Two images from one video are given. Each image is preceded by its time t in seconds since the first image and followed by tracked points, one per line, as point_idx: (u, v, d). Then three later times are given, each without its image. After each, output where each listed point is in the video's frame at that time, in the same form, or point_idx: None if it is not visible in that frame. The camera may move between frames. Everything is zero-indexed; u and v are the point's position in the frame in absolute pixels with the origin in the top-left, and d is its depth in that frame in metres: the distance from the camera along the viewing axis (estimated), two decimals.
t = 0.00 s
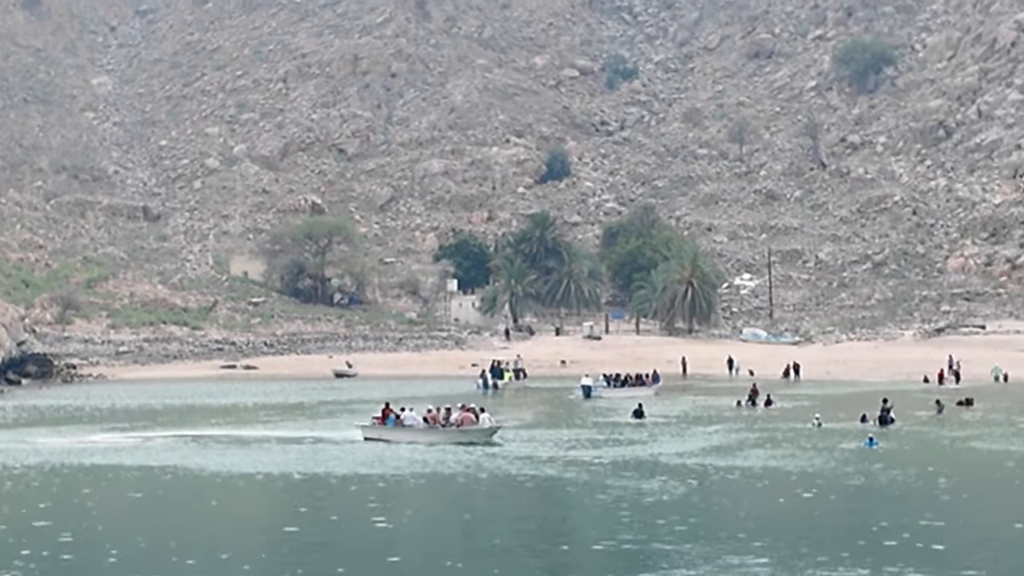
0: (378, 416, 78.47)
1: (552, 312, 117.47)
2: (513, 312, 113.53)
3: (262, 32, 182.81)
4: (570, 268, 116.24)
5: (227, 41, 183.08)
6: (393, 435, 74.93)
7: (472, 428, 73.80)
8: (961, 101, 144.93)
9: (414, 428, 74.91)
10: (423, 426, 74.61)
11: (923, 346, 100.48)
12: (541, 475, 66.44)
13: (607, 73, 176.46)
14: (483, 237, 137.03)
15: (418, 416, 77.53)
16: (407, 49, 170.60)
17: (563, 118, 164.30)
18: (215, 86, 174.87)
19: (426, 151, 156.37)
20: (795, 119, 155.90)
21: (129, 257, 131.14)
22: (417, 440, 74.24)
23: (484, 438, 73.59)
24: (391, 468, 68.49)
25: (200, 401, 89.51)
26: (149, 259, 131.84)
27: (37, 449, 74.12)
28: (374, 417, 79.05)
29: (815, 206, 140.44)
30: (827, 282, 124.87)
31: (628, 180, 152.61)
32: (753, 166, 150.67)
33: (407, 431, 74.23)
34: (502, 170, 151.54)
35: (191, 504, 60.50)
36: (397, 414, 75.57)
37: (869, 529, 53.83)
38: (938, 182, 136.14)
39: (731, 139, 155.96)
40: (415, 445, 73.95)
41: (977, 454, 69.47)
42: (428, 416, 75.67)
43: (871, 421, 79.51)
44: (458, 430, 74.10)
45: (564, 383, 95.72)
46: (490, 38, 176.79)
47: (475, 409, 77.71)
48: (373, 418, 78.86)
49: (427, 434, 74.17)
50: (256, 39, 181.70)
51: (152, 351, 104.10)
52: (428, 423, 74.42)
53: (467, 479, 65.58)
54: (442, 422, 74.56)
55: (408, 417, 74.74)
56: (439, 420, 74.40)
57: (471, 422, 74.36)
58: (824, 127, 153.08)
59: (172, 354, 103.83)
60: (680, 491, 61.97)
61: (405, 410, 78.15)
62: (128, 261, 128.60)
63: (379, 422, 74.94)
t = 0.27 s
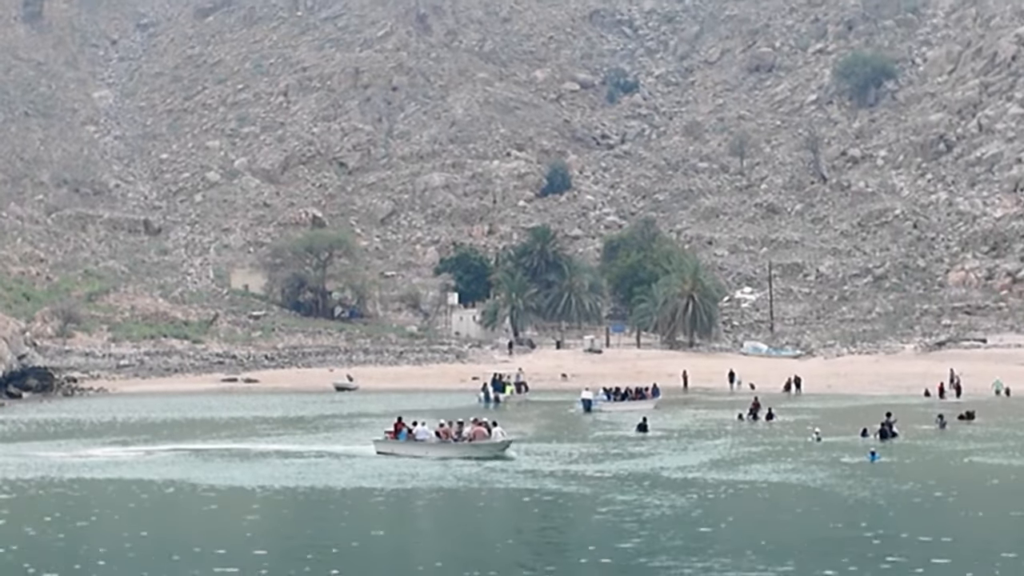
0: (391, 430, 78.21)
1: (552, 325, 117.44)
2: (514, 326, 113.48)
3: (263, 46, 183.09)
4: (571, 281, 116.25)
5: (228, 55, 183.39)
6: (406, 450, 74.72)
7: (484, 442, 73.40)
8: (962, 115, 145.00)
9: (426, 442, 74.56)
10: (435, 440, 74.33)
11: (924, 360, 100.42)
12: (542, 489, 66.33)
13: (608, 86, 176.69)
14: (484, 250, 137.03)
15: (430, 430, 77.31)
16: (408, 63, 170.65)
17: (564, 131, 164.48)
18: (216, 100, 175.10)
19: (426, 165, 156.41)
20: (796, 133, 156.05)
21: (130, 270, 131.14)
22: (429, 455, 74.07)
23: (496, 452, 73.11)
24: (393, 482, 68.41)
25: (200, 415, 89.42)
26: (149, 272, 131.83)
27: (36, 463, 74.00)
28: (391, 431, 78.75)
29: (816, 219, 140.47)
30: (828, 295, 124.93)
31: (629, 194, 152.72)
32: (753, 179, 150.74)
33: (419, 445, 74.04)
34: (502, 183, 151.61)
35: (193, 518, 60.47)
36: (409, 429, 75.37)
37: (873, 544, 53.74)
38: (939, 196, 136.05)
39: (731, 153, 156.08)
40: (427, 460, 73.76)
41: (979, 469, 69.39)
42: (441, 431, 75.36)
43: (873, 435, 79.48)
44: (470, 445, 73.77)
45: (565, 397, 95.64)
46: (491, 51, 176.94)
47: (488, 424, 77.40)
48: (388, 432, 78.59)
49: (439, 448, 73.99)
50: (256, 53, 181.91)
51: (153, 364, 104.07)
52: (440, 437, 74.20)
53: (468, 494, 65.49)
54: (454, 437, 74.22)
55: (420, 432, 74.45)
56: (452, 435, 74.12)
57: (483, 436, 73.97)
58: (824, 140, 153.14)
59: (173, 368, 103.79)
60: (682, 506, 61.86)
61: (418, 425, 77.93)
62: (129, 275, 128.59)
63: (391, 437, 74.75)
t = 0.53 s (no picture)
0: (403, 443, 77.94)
1: (553, 336, 117.47)
2: (514, 337, 113.51)
3: (264, 57, 183.39)
4: (572, 292, 116.29)
5: (229, 66, 183.61)
6: (417, 462, 74.34)
7: (496, 454, 73.40)
8: (963, 126, 145.10)
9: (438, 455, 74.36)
10: (447, 452, 74.19)
11: (925, 371, 100.42)
12: (544, 501, 66.24)
13: (608, 97, 176.86)
14: (485, 261, 137.04)
15: (442, 441, 77.05)
16: (409, 74, 170.74)
17: (564, 142, 164.64)
18: (217, 111, 175.33)
19: (427, 176, 156.49)
20: (797, 144, 156.17)
21: (131, 282, 131.12)
22: (441, 467, 73.81)
23: (507, 464, 73.26)
24: (395, 494, 68.34)
25: (201, 426, 89.34)
26: (150, 283, 131.84)
27: (35, 475, 73.89)
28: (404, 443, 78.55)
29: (817, 230, 140.49)
30: (829, 306, 124.98)
31: (629, 205, 152.82)
32: (754, 191, 150.81)
33: (431, 458, 73.70)
34: (503, 195, 151.69)
35: (194, 530, 60.38)
36: (421, 441, 75.00)
37: (876, 556, 53.66)
38: (940, 207, 136.04)
39: (732, 164, 156.25)
40: (433, 472, 73.65)
41: (980, 480, 69.35)
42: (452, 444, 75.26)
43: (875, 446, 79.47)
44: (482, 457, 73.87)
45: (566, 408, 95.62)
46: (492, 63, 177.06)
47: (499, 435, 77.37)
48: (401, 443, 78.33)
49: (451, 460, 73.78)
50: (257, 65, 182.11)
51: (154, 376, 104.04)
52: (451, 450, 74.00)
53: (469, 506, 65.37)
54: (466, 449, 74.24)
55: (432, 445, 74.23)
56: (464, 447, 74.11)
57: (495, 449, 74.00)
58: (825, 151, 153.22)
59: (174, 379, 103.74)
60: (684, 518, 61.78)
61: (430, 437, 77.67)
62: (130, 287, 128.55)
63: (403, 449, 74.43)
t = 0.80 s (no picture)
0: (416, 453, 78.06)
1: (553, 346, 117.48)
2: (513, 346, 113.53)
3: (263, 67, 183.56)
4: (571, 301, 116.32)
5: (229, 76, 183.72)
6: (429, 471, 74.48)
7: (507, 463, 73.33)
8: (961, 135, 145.20)
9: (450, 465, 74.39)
10: (459, 462, 74.29)
11: (924, 380, 100.40)
12: (544, 511, 66.18)
13: (607, 107, 177.03)
14: (484, 271, 137.06)
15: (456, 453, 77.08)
16: (408, 84, 170.83)
17: (563, 151, 164.75)
18: (216, 120, 175.44)
19: (426, 185, 156.54)
20: (796, 153, 156.36)
21: (130, 291, 131.11)
22: (450, 478, 73.71)
23: (520, 473, 73.08)
24: (394, 503, 68.28)
25: (200, 436, 89.30)
26: (149, 293, 131.82)
27: (33, 485, 73.76)
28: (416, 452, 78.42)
29: (816, 240, 140.54)
30: (828, 315, 125.01)
31: (628, 215, 152.90)
32: (753, 200, 150.90)
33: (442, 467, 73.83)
34: (502, 204, 151.75)
35: (192, 540, 60.22)
36: (433, 452, 75.28)
37: (877, 565, 53.54)
38: (939, 216, 136.05)
39: (731, 173, 156.42)
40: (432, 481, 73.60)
41: (981, 489, 69.29)
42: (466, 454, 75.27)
43: (875, 455, 79.48)
44: (493, 466, 73.88)
45: (565, 417, 95.62)
46: (491, 72, 177.19)
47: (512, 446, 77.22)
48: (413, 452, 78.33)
49: (462, 470, 73.70)
50: (256, 74, 182.25)
51: (153, 386, 103.98)
52: (462, 460, 73.96)
53: (469, 515, 65.30)
54: (478, 459, 74.30)
55: (443, 454, 74.44)
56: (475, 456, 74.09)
57: (506, 458, 73.98)
58: (824, 160, 153.32)
59: (172, 389, 103.66)
60: (684, 528, 61.71)
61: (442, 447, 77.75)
62: (129, 296, 128.53)
63: (415, 459, 74.81)
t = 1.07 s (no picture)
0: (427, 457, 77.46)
1: (551, 351, 117.50)
2: (511, 351, 113.54)
3: (261, 72, 183.58)
4: (570, 307, 116.34)
5: (227, 81, 183.71)
6: (439, 478, 73.91)
7: (516, 470, 72.79)
8: (959, 141, 145.24)
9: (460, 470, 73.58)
10: (469, 468, 73.56)
11: (922, 385, 100.40)
12: (542, 516, 66.13)
13: (605, 112, 177.12)
14: (482, 276, 137.05)
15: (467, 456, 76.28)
16: (406, 89, 170.81)
17: (562, 157, 164.83)
18: (214, 125, 175.44)
19: (424, 190, 156.54)
20: (794, 159, 156.54)
21: (128, 296, 131.09)
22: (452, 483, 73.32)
23: (531, 479, 72.34)
24: (392, 508, 68.26)
25: (198, 441, 89.27)
26: (148, 298, 131.73)
27: (29, 490, 73.64)
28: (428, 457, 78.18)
29: (814, 245, 140.58)
30: (826, 321, 125.07)
31: (627, 220, 152.90)
32: (751, 205, 150.98)
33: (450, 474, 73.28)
34: (501, 209, 151.76)
35: (189, 546, 60.06)
36: (443, 457, 74.52)
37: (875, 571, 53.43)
38: (937, 221, 136.04)
39: (730, 179, 156.58)
40: (430, 486, 73.58)
41: (980, 495, 69.24)
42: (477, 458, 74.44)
43: (873, 461, 79.49)
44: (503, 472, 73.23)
45: (563, 422, 95.61)
46: (489, 77, 177.16)
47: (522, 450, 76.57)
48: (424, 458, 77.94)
49: (472, 476, 73.13)
50: (255, 79, 182.27)
51: (151, 391, 103.89)
52: (473, 466, 73.42)
53: (467, 520, 65.24)
54: (488, 465, 73.65)
55: (453, 460, 73.54)
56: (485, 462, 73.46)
57: (517, 464, 73.26)
58: (822, 166, 153.39)
59: (170, 394, 103.54)
60: (682, 533, 61.65)
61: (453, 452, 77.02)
62: (127, 301, 128.50)
63: (425, 465, 74.19)
